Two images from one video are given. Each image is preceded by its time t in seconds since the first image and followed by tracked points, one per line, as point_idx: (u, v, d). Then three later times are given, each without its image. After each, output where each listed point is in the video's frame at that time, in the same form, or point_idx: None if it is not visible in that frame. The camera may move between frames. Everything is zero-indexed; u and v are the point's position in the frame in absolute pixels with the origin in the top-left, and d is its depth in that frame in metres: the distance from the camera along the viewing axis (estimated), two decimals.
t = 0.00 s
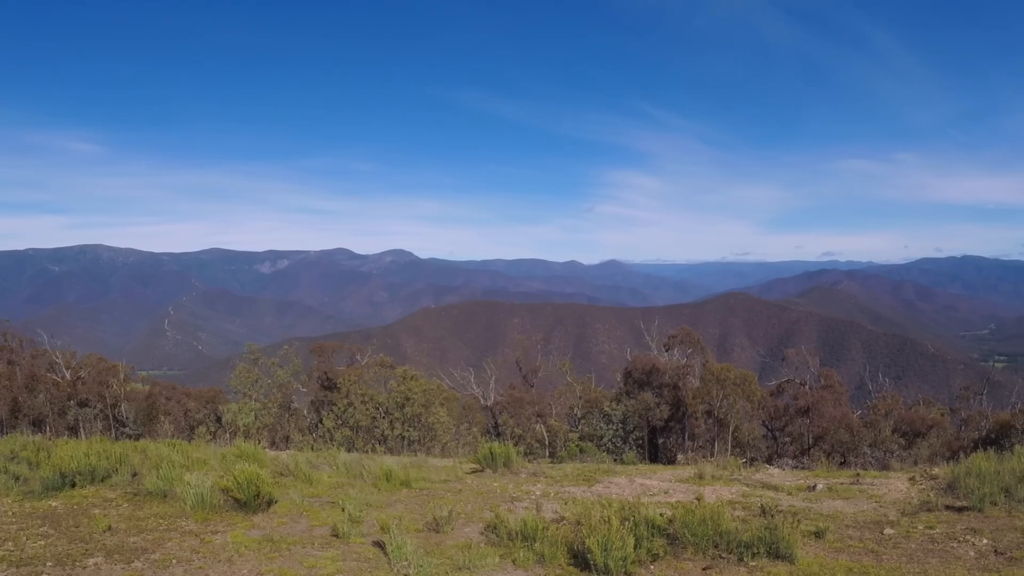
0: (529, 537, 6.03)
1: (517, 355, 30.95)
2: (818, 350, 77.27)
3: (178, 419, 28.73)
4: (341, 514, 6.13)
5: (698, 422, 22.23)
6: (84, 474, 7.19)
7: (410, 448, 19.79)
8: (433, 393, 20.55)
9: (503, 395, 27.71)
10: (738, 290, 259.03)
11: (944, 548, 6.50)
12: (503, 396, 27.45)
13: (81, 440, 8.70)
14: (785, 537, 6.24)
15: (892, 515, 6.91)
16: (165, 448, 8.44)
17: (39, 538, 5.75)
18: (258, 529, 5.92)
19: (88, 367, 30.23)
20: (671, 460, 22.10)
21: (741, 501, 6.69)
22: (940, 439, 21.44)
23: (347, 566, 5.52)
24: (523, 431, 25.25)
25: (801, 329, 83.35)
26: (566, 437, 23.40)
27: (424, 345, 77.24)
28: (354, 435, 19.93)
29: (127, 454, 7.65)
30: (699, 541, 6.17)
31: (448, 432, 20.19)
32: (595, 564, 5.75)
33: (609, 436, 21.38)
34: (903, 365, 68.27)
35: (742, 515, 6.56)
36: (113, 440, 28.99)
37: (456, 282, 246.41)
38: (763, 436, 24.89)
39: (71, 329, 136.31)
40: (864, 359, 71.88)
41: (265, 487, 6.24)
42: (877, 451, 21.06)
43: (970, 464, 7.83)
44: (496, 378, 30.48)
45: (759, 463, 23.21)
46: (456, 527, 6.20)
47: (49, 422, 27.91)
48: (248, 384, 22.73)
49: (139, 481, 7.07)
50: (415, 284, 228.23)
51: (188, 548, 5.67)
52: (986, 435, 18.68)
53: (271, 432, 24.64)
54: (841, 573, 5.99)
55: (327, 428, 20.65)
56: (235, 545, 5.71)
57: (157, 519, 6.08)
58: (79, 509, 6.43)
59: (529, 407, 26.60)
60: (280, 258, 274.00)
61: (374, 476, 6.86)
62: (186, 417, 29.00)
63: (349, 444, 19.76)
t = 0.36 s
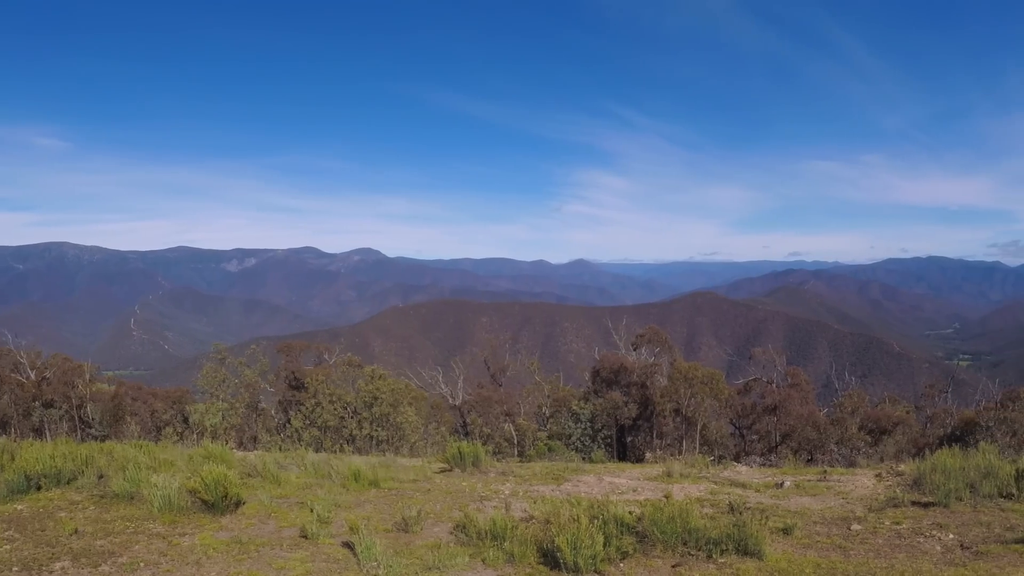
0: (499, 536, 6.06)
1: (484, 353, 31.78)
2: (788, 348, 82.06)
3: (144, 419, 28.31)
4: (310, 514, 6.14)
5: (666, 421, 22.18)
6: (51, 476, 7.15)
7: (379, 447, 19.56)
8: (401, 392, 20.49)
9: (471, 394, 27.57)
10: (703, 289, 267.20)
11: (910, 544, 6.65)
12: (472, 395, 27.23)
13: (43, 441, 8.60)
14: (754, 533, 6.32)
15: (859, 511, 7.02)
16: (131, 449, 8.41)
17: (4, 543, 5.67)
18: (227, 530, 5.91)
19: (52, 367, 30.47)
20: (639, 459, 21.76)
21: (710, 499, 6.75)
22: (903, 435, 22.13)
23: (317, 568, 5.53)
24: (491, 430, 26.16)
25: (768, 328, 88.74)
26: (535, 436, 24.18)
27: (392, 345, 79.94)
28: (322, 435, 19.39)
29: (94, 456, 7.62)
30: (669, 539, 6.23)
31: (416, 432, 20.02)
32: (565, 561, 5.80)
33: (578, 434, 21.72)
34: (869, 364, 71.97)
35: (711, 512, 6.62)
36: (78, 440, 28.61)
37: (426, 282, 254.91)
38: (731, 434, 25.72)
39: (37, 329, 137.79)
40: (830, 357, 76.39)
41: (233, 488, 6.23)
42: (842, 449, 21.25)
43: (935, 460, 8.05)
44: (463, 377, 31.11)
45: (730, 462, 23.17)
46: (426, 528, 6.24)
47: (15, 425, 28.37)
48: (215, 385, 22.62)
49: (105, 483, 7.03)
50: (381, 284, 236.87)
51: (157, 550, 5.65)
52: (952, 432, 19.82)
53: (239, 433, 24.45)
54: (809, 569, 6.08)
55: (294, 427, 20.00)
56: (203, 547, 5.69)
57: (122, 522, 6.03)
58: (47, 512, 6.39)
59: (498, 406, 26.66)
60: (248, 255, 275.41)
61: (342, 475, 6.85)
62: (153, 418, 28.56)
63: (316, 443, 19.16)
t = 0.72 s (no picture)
0: (467, 536, 6.10)
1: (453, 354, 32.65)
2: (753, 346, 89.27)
3: (108, 420, 28.87)
4: (276, 516, 6.17)
5: (633, 418, 23.36)
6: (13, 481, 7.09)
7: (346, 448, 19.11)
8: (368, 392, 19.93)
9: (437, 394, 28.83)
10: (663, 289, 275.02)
11: (876, 539, 6.76)
12: (438, 395, 28.47)
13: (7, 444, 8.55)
14: (721, 530, 6.40)
15: (825, 507, 7.15)
16: (96, 452, 8.37)
17: None
18: (192, 533, 5.91)
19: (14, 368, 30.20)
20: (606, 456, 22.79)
21: (676, 497, 6.89)
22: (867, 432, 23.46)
23: (284, 569, 5.53)
24: (457, 429, 26.64)
25: (733, 327, 95.95)
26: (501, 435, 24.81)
27: (357, 345, 82.36)
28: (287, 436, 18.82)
29: (58, 459, 7.60)
30: (636, 536, 6.30)
31: (383, 432, 19.57)
32: (533, 560, 5.83)
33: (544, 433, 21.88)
34: (834, 361, 77.46)
35: (678, 510, 6.73)
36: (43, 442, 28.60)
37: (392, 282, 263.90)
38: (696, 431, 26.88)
39: None
40: (795, 356, 82.87)
41: (200, 489, 6.24)
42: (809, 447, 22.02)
43: (899, 457, 8.27)
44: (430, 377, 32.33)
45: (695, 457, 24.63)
46: (394, 528, 6.29)
47: None
48: (180, 385, 22.32)
49: (71, 486, 7.02)
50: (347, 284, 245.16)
51: (122, 553, 5.63)
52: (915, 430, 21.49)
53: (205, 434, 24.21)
54: (776, 565, 6.16)
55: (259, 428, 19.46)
56: (169, 550, 5.68)
57: (88, 526, 5.98)
58: (12, 517, 6.35)
59: (464, 405, 28.10)
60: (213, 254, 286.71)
61: (309, 476, 6.93)
62: (117, 420, 29.08)
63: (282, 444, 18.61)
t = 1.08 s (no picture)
0: (433, 536, 6.14)
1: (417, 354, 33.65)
2: (718, 345, 92.50)
3: (71, 422, 28.80)
4: (242, 518, 6.17)
5: (598, 417, 23.16)
6: None
7: (310, 448, 19.03)
8: (332, 392, 20.00)
9: (403, 393, 29.42)
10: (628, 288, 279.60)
11: (841, 535, 6.87)
12: (405, 395, 29.06)
13: None
14: (688, 527, 6.47)
15: (791, 504, 7.24)
16: (58, 454, 8.34)
17: None
18: (157, 536, 5.91)
19: None
20: (571, 455, 22.45)
21: (642, 495, 7.00)
22: (830, 429, 23.66)
23: (250, 571, 5.54)
24: (423, 428, 27.13)
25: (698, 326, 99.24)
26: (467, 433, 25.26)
27: (322, 345, 82.35)
28: (251, 437, 18.52)
29: (19, 463, 7.55)
30: (603, 536, 6.36)
31: (347, 431, 19.58)
32: (500, 559, 5.86)
33: (510, 432, 21.98)
34: (798, 360, 80.33)
35: (645, 508, 6.81)
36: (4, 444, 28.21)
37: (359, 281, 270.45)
38: (663, 429, 27.20)
39: None
40: (759, 355, 85.87)
41: (165, 491, 6.24)
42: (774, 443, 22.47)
43: (863, 453, 8.42)
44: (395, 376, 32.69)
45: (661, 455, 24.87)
46: (360, 528, 6.30)
47: None
48: (144, 386, 21.60)
49: (33, 488, 7.00)
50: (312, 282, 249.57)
51: (86, 557, 5.59)
52: (879, 428, 20.84)
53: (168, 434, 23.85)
54: (743, 563, 6.24)
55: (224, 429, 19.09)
56: (134, 553, 5.67)
57: (51, 530, 5.96)
58: None
59: (429, 405, 28.77)
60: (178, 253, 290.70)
61: (274, 477, 7.04)
62: (80, 421, 29.17)
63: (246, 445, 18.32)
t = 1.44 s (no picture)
0: (400, 536, 6.18)
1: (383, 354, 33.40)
2: (683, 344, 94.38)
3: (33, 423, 28.38)
4: (208, 520, 6.20)
5: (564, 416, 23.07)
6: None
7: (275, 449, 18.67)
8: (296, 392, 19.80)
9: (368, 393, 28.89)
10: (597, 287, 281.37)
11: (807, 531, 6.96)
12: (368, 394, 28.56)
13: None
14: (653, 525, 6.55)
15: (756, 501, 7.37)
16: (18, 457, 8.29)
17: None
18: (122, 539, 5.91)
19: None
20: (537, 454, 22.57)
21: (608, 494, 7.13)
22: (794, 429, 24.27)
23: (216, 573, 5.55)
24: (389, 429, 27.12)
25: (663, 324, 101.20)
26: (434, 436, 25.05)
27: (286, 344, 81.96)
28: (216, 438, 17.95)
29: None
30: (569, 534, 6.42)
31: (313, 431, 19.31)
32: (467, 559, 5.88)
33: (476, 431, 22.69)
34: (762, 360, 82.14)
35: (611, 507, 6.92)
36: None
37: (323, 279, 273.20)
38: (629, 428, 27.16)
39: None
40: (724, 354, 87.87)
41: (130, 494, 6.28)
42: (737, 441, 23.87)
43: (828, 451, 8.57)
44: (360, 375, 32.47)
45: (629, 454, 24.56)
46: (328, 529, 6.37)
47: None
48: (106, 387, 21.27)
49: None
50: (277, 279, 250.88)
51: (48, 561, 5.53)
52: (843, 425, 20.90)
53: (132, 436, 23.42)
54: (709, 558, 6.32)
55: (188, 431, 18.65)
56: (98, 557, 5.63)
57: (14, 534, 5.93)
58: None
59: (395, 405, 28.03)
60: (141, 251, 291.95)
61: (240, 479, 7.15)
62: (43, 422, 28.72)
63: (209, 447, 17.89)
